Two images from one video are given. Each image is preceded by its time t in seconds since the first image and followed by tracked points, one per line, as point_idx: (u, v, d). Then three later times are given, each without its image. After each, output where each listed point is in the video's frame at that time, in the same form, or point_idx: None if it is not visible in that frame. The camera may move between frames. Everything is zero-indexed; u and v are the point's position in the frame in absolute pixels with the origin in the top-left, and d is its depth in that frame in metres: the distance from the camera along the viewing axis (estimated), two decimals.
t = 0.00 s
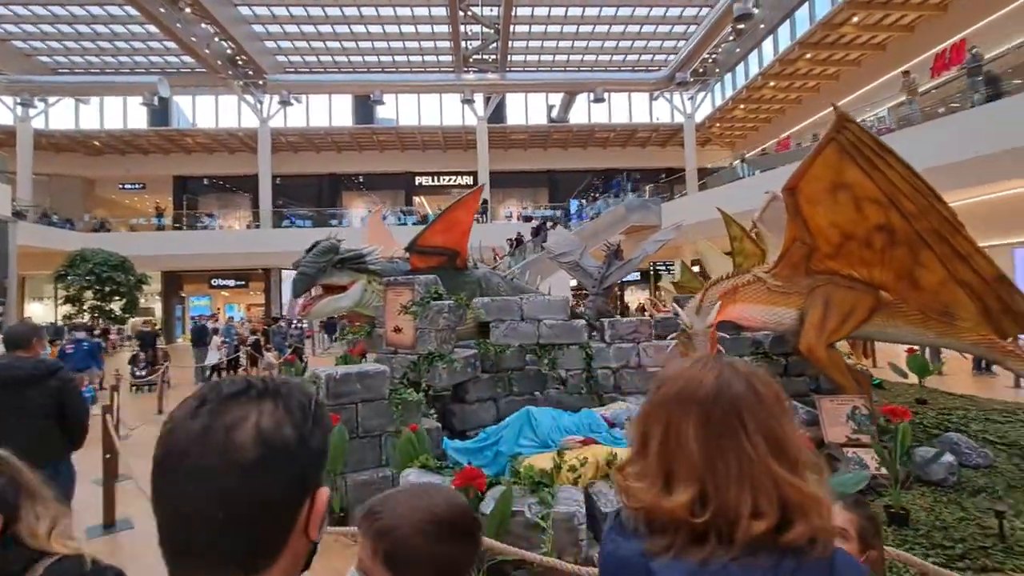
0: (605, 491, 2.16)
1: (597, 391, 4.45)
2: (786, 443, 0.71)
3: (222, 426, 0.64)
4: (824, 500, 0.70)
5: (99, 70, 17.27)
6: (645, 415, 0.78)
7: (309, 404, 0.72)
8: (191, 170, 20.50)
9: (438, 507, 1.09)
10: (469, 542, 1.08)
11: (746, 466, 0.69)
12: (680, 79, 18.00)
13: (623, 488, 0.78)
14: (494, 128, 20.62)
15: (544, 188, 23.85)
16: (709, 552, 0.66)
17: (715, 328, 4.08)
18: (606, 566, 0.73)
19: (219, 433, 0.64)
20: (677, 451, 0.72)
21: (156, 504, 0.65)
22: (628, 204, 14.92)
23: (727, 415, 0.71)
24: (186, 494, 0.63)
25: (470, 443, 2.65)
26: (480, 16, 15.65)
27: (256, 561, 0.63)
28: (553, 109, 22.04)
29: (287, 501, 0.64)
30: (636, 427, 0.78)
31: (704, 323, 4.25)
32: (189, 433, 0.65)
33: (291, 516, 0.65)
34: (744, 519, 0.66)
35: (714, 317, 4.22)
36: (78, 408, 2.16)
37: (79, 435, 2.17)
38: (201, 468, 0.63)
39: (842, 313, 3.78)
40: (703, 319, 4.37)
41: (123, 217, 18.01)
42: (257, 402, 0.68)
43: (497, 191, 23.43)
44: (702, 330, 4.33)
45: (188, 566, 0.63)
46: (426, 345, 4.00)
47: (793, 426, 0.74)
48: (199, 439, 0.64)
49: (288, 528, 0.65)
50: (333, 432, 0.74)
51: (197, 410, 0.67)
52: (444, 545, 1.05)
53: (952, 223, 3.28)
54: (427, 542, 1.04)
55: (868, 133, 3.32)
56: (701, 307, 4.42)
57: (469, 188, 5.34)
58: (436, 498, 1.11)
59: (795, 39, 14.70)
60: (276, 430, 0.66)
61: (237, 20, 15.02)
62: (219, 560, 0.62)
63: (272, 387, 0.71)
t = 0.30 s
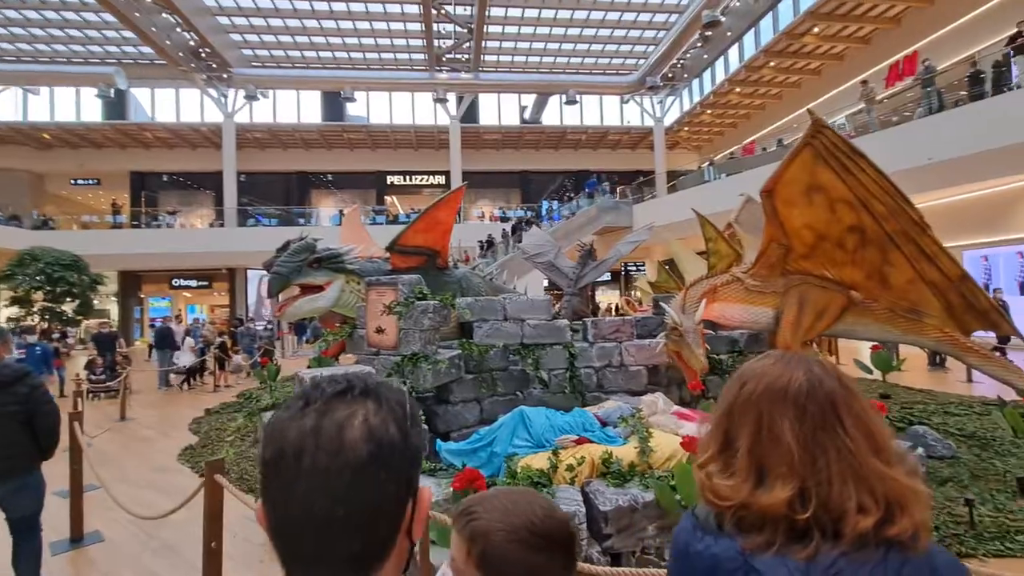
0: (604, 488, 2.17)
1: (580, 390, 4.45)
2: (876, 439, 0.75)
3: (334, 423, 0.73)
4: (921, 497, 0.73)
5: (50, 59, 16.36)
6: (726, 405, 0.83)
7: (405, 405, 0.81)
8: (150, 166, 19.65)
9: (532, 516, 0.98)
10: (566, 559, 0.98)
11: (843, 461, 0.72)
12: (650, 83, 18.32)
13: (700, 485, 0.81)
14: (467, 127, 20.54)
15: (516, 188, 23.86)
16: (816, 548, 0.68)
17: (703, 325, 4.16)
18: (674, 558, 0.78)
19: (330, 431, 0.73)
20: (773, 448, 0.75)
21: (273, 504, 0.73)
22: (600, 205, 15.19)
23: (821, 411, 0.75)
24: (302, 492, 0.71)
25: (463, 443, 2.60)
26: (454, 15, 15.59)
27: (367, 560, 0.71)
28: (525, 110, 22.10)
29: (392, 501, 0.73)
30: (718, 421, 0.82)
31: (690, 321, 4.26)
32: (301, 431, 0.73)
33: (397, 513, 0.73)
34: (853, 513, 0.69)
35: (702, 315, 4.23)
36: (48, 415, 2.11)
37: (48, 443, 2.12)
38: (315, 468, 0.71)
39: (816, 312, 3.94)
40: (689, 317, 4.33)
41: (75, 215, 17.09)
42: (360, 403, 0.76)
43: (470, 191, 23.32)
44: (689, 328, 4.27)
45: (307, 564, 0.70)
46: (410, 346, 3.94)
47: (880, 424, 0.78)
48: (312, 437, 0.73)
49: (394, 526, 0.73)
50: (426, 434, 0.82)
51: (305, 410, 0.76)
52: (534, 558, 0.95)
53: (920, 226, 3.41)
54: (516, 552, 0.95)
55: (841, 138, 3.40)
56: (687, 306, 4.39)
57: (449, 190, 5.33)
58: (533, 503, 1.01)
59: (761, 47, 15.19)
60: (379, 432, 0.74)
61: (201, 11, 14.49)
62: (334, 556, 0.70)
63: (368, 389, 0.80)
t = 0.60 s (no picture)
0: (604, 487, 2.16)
1: (568, 389, 4.43)
2: (983, 432, 0.74)
3: (398, 403, 0.86)
4: None
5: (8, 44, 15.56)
6: (810, 399, 0.81)
7: (460, 394, 0.94)
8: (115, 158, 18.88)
9: (613, 517, 0.94)
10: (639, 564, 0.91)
11: (956, 454, 0.71)
12: (630, 86, 18.50)
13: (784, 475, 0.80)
14: (447, 125, 20.38)
15: (496, 188, 23.78)
16: (935, 542, 0.67)
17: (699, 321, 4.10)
18: (751, 550, 0.76)
19: (394, 411, 0.86)
20: (882, 446, 0.72)
21: (342, 481, 0.84)
22: (580, 206, 15.27)
23: (931, 403, 0.73)
24: (370, 466, 0.83)
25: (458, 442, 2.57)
26: (435, 12, 15.45)
27: (430, 535, 0.81)
28: (506, 109, 22.07)
29: (450, 479, 0.84)
30: (806, 416, 0.80)
31: (685, 316, 4.18)
32: (368, 410, 0.86)
33: (455, 491, 0.85)
34: (971, 506, 0.68)
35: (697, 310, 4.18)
36: (20, 416, 2.01)
37: (19, 446, 2.01)
38: (382, 445, 0.83)
39: (801, 312, 4.03)
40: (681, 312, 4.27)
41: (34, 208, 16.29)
42: (417, 390, 0.89)
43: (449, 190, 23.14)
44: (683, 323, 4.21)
45: (375, 535, 0.81)
46: (398, 344, 3.88)
47: (980, 415, 0.77)
48: (377, 415, 0.86)
49: (452, 505, 0.84)
50: (478, 424, 0.95)
51: (372, 392, 0.90)
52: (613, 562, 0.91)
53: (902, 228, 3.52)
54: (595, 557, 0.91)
55: (829, 141, 3.48)
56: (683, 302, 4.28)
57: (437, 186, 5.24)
58: (617, 504, 0.98)
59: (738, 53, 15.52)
60: (438, 415, 0.87)
61: None
62: (401, 530, 0.80)
63: (424, 378, 0.94)
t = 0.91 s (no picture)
0: (624, 491, 2.09)
1: (575, 390, 4.35)
2: None
3: (448, 397, 0.76)
4: None
5: None
6: (964, 403, 0.76)
7: (516, 395, 0.83)
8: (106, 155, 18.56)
9: (678, 523, 0.93)
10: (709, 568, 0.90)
11: None
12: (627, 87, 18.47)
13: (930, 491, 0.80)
14: (443, 125, 20.26)
15: (492, 188, 23.66)
16: None
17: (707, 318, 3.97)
18: (897, 561, 0.77)
19: (443, 403, 0.76)
20: None
21: (382, 470, 0.75)
22: (578, 206, 15.21)
23: None
24: (412, 459, 0.73)
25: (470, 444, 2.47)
26: (432, 11, 15.32)
27: (469, 547, 0.71)
28: (503, 110, 21.97)
29: (495, 485, 0.73)
30: (966, 426, 0.75)
31: (692, 314, 4.04)
32: (416, 400, 0.77)
33: (502, 500, 0.74)
34: None
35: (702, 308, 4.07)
36: (11, 417, 1.91)
37: (10, 449, 1.91)
38: (426, 438, 0.74)
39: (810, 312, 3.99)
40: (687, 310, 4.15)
41: (22, 205, 15.95)
42: (472, 385, 0.80)
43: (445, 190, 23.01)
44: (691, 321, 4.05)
45: (411, 538, 0.72)
46: (402, 344, 3.77)
47: None
48: (425, 406, 0.76)
49: (499, 511, 0.74)
50: (533, 430, 0.84)
51: (422, 381, 0.80)
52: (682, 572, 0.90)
53: (917, 229, 3.44)
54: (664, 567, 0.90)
55: (844, 139, 3.43)
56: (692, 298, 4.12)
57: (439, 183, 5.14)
58: (680, 507, 0.97)
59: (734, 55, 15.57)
60: (489, 414, 0.76)
61: None
62: (438, 531, 0.71)
63: (480, 373, 0.84)
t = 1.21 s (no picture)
0: (642, 499, 2.01)
1: (579, 393, 4.28)
2: None
3: (485, 393, 0.65)
4: None
5: None
6: None
7: (557, 398, 0.71)
8: (94, 153, 18.24)
9: (720, 521, 0.80)
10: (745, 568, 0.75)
11: None
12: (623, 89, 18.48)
13: None
14: (438, 125, 20.18)
15: (486, 189, 23.59)
16: None
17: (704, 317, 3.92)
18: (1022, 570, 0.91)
19: (480, 401, 0.65)
20: None
21: (410, 463, 0.66)
22: (573, 207, 15.17)
23: None
24: (443, 461, 0.63)
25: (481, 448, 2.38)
26: (428, 10, 15.23)
27: (499, 559, 0.61)
28: (497, 110, 21.90)
29: (531, 496, 0.62)
30: None
31: (689, 314, 3.99)
32: (450, 397, 0.66)
33: (536, 509, 0.63)
34: None
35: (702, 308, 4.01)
36: None
37: None
38: (460, 437, 0.63)
39: (818, 313, 3.94)
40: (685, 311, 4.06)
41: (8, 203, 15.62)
42: (514, 383, 0.68)
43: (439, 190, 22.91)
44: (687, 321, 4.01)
45: (438, 542, 0.62)
46: (403, 346, 3.68)
47: None
48: (461, 402, 0.65)
49: (533, 521, 0.63)
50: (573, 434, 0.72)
51: (458, 377, 0.69)
52: None
53: (927, 232, 3.45)
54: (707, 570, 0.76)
55: (857, 140, 3.39)
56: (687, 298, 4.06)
57: (440, 181, 5.04)
58: (720, 507, 0.83)
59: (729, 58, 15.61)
60: (529, 415, 0.65)
61: None
62: (468, 538, 0.61)
63: (522, 370, 0.72)
